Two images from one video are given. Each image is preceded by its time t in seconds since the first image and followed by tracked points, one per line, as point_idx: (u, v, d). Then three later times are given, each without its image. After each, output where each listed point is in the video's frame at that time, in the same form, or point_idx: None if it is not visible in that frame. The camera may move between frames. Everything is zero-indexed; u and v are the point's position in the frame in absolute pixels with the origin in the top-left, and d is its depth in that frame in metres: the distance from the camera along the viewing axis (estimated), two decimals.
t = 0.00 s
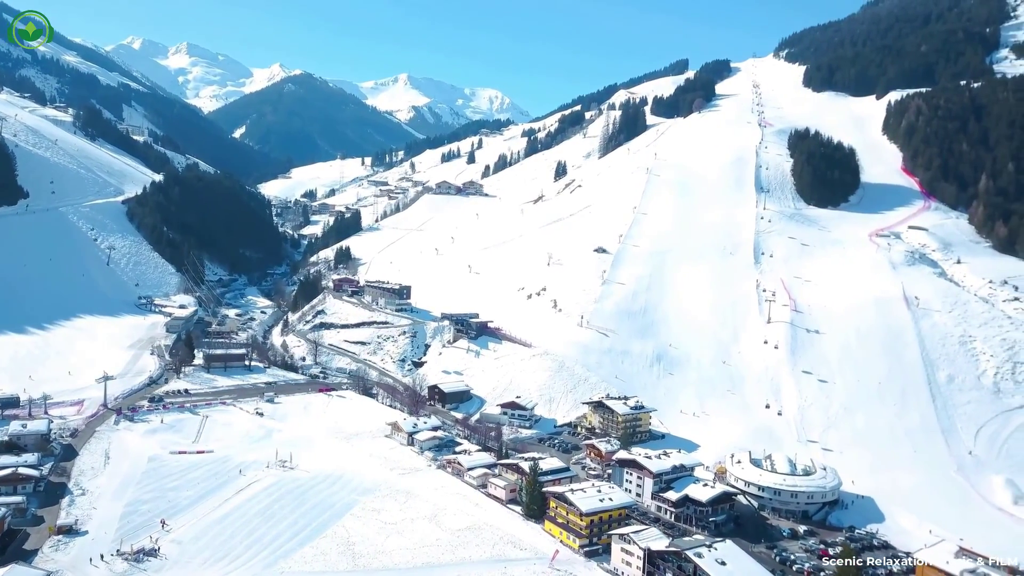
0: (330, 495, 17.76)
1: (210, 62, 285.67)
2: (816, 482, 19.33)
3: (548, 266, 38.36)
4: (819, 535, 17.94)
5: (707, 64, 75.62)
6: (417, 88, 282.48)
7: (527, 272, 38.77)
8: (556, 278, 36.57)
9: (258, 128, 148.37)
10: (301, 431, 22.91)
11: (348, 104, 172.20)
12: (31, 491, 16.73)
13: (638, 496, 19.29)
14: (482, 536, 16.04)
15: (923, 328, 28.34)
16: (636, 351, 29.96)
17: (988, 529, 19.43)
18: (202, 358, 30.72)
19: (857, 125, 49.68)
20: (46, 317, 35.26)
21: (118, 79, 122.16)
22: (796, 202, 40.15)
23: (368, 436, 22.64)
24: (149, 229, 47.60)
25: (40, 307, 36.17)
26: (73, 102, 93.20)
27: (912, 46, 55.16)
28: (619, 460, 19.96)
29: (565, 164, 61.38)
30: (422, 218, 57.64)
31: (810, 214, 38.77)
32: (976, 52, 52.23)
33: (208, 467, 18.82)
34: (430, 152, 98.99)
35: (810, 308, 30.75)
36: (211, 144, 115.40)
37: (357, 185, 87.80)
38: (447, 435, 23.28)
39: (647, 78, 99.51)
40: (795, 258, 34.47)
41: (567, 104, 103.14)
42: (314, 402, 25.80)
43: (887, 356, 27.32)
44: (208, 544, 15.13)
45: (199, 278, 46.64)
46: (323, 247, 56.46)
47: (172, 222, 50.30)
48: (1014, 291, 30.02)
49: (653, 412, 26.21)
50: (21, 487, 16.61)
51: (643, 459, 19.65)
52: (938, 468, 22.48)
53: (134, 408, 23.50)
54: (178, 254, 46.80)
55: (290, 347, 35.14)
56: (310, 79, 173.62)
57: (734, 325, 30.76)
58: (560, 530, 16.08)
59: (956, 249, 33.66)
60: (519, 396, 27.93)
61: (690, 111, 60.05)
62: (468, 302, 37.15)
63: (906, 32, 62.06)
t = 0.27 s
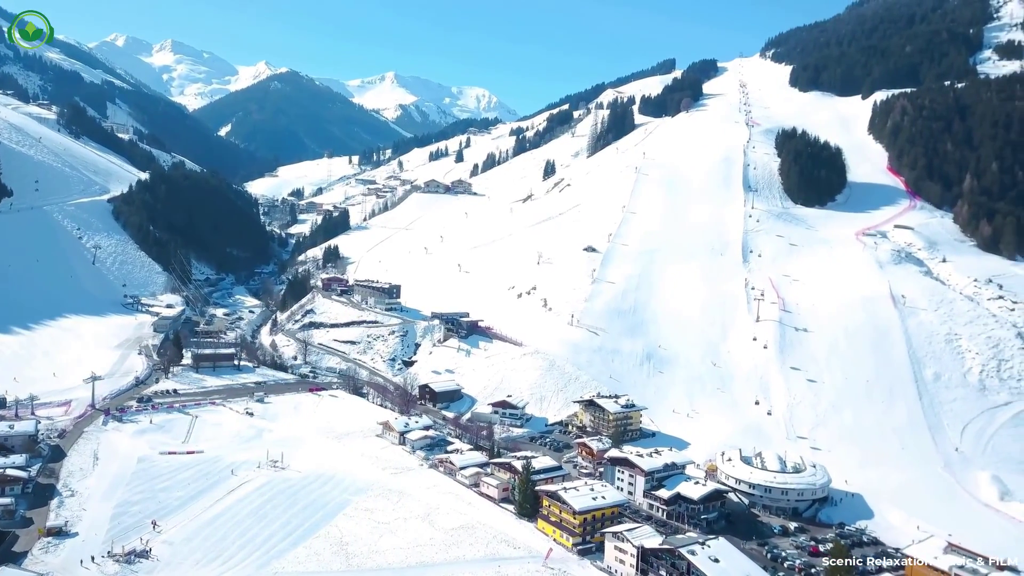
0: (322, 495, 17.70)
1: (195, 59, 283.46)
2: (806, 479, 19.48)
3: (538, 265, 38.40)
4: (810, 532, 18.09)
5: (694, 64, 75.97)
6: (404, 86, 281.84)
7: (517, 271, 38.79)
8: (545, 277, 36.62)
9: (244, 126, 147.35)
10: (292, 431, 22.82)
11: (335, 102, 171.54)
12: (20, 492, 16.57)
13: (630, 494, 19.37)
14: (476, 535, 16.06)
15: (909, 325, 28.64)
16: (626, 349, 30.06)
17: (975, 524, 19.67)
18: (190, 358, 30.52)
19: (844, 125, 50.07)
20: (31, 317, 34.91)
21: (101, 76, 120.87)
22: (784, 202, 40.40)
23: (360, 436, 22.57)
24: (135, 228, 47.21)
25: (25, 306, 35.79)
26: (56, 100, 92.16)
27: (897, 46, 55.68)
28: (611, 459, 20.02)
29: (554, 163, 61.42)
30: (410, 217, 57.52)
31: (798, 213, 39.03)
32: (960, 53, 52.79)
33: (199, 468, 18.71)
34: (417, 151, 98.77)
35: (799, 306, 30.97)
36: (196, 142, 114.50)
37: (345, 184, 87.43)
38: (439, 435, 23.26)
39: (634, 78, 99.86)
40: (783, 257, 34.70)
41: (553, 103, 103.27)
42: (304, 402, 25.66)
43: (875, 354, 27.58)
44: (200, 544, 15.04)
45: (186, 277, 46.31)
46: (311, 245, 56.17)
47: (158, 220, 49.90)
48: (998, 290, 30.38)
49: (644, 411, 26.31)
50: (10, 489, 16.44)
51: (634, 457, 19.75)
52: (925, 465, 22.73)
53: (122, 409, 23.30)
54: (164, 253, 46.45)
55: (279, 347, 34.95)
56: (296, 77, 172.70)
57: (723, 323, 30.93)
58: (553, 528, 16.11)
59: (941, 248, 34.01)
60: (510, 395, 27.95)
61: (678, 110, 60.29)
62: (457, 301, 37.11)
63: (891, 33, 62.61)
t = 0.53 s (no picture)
0: (314, 495, 17.64)
1: (180, 57, 281.18)
2: (796, 476, 19.63)
3: (528, 264, 38.43)
4: (800, 529, 18.25)
5: (681, 63, 76.29)
6: (391, 84, 281.07)
7: (507, 270, 38.79)
8: (535, 276, 36.65)
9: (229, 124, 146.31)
10: (282, 431, 22.71)
11: (321, 101, 170.80)
12: (8, 494, 16.38)
13: (622, 492, 19.45)
14: (469, 534, 16.06)
15: (896, 323, 28.92)
16: (617, 348, 30.15)
17: (962, 520, 19.90)
18: (179, 358, 30.30)
19: (830, 125, 50.45)
20: (16, 317, 34.51)
21: (85, 73, 119.51)
22: (772, 201, 40.64)
23: (350, 436, 22.50)
24: (121, 227, 46.79)
25: (9, 306, 35.37)
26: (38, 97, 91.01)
27: (882, 47, 56.20)
28: (603, 457, 20.09)
29: (542, 162, 61.45)
30: (399, 216, 57.36)
31: (785, 212, 39.26)
32: (944, 53, 53.36)
33: (189, 468, 18.58)
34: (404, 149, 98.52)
35: (787, 305, 31.19)
36: (181, 141, 113.54)
37: (332, 182, 87.02)
38: (430, 434, 23.22)
39: (620, 77, 100.17)
40: (771, 256, 34.91)
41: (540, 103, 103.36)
42: (294, 402, 25.55)
43: (862, 352, 27.83)
44: (192, 546, 14.95)
45: (173, 276, 45.97)
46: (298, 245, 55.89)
47: (144, 219, 49.48)
48: (982, 289, 30.75)
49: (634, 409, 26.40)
50: None
51: (626, 456, 19.82)
52: (913, 461, 22.96)
53: (110, 410, 23.08)
54: (151, 252, 46.06)
55: (268, 347, 34.75)
56: (283, 75, 171.68)
57: (713, 322, 31.09)
58: (546, 527, 16.15)
59: (926, 247, 34.36)
60: (501, 394, 27.96)
61: (666, 109, 60.49)
62: (447, 300, 37.07)
63: (877, 33, 63.15)
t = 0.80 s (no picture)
0: (307, 495, 17.59)
1: (167, 55, 279.16)
2: (788, 474, 19.76)
3: (519, 263, 38.45)
4: (792, 527, 18.37)
5: (670, 63, 76.58)
6: (380, 83, 280.35)
7: (498, 269, 38.80)
8: (526, 275, 36.68)
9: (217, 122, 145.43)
10: (274, 431, 22.62)
11: (310, 99, 170.18)
12: None
13: (615, 491, 19.52)
14: (463, 533, 16.07)
15: (884, 322, 29.16)
16: (608, 347, 30.22)
17: (951, 516, 20.11)
18: (168, 358, 30.12)
19: (819, 125, 50.79)
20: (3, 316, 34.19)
21: (70, 71, 118.38)
22: (761, 200, 40.86)
23: (342, 436, 22.44)
24: (109, 226, 46.43)
25: None
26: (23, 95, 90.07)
27: (869, 47, 56.66)
28: (596, 456, 20.15)
29: (532, 161, 61.49)
30: (389, 215, 57.23)
31: (774, 212, 39.47)
32: (931, 54, 53.86)
33: (180, 469, 18.48)
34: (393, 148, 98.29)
35: (777, 303, 31.38)
36: (168, 139, 112.72)
37: (321, 181, 86.67)
38: (423, 434, 23.20)
39: (608, 76, 100.45)
40: (761, 255, 35.10)
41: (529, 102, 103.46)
42: (286, 402, 25.46)
43: (851, 350, 28.04)
44: (185, 547, 14.89)
45: (162, 276, 45.70)
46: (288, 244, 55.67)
47: (132, 218, 49.11)
48: (969, 288, 31.06)
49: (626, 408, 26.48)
50: None
51: (618, 455, 19.88)
52: (902, 459, 23.15)
53: (99, 410, 22.91)
54: (140, 252, 45.75)
55: (258, 346, 34.59)
56: (270, 73, 170.82)
57: (703, 321, 31.23)
58: (540, 526, 16.18)
59: (914, 246, 34.67)
60: (493, 394, 27.98)
61: (655, 109, 60.70)
62: (437, 300, 37.04)
63: (863, 34, 63.65)
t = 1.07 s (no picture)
0: (301, 495, 17.53)
1: (154, 53, 277.12)
2: (780, 472, 19.90)
3: (510, 262, 38.46)
4: (783, 524, 18.51)
5: (658, 62, 76.80)
6: (369, 82, 279.46)
7: (489, 268, 38.79)
8: (517, 275, 36.70)
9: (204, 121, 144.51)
10: (265, 431, 22.52)
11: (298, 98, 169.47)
12: None
13: (608, 489, 19.57)
14: (457, 532, 16.08)
15: (873, 320, 29.38)
16: (600, 346, 30.28)
17: (940, 513, 20.30)
18: (157, 358, 29.92)
19: (807, 124, 51.11)
20: None
21: (55, 69, 117.21)
22: (751, 199, 41.06)
23: (334, 435, 22.36)
24: (97, 226, 46.04)
25: None
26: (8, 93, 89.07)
27: (857, 48, 57.06)
28: (589, 455, 20.20)
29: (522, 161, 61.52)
30: (379, 214, 57.07)
31: (764, 211, 39.68)
32: (918, 54, 54.29)
33: (172, 470, 18.38)
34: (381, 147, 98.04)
35: (767, 302, 31.55)
36: (155, 138, 111.85)
37: (310, 180, 86.30)
38: (415, 433, 23.16)
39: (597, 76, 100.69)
40: (751, 254, 35.28)
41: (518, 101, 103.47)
42: (277, 402, 25.35)
43: (841, 349, 28.24)
44: (178, 548, 14.81)
45: (150, 275, 45.38)
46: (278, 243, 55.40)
47: (120, 217, 48.72)
48: (957, 286, 31.33)
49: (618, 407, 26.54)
50: None
51: (611, 453, 19.94)
52: (892, 456, 23.34)
53: (88, 411, 22.71)
54: (128, 251, 45.41)
55: (248, 346, 34.42)
56: (258, 71, 169.98)
57: (694, 320, 31.35)
58: (534, 525, 16.20)
59: (902, 245, 34.95)
60: (485, 393, 27.98)
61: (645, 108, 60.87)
62: (428, 299, 36.99)
63: (851, 34, 64.09)
